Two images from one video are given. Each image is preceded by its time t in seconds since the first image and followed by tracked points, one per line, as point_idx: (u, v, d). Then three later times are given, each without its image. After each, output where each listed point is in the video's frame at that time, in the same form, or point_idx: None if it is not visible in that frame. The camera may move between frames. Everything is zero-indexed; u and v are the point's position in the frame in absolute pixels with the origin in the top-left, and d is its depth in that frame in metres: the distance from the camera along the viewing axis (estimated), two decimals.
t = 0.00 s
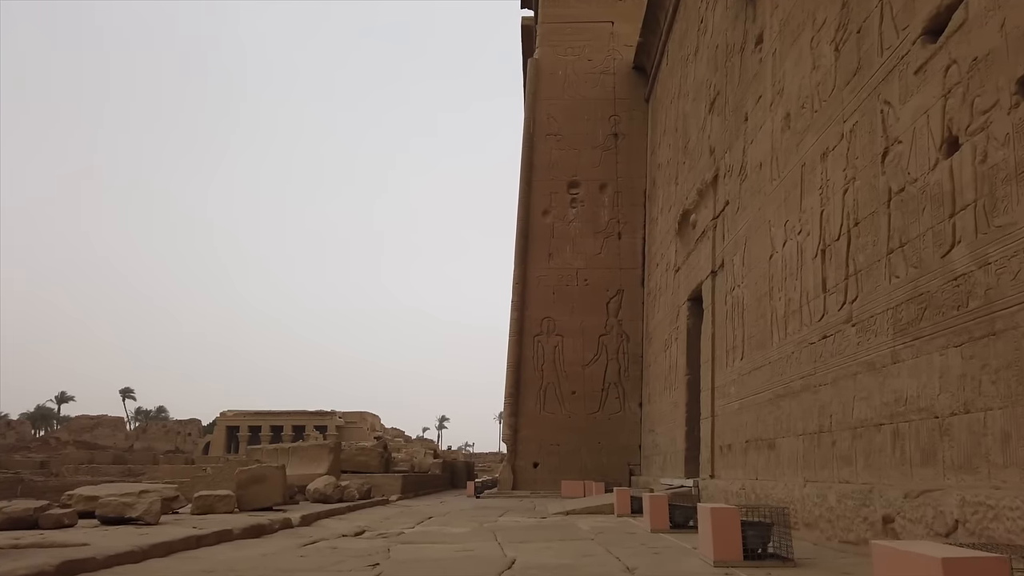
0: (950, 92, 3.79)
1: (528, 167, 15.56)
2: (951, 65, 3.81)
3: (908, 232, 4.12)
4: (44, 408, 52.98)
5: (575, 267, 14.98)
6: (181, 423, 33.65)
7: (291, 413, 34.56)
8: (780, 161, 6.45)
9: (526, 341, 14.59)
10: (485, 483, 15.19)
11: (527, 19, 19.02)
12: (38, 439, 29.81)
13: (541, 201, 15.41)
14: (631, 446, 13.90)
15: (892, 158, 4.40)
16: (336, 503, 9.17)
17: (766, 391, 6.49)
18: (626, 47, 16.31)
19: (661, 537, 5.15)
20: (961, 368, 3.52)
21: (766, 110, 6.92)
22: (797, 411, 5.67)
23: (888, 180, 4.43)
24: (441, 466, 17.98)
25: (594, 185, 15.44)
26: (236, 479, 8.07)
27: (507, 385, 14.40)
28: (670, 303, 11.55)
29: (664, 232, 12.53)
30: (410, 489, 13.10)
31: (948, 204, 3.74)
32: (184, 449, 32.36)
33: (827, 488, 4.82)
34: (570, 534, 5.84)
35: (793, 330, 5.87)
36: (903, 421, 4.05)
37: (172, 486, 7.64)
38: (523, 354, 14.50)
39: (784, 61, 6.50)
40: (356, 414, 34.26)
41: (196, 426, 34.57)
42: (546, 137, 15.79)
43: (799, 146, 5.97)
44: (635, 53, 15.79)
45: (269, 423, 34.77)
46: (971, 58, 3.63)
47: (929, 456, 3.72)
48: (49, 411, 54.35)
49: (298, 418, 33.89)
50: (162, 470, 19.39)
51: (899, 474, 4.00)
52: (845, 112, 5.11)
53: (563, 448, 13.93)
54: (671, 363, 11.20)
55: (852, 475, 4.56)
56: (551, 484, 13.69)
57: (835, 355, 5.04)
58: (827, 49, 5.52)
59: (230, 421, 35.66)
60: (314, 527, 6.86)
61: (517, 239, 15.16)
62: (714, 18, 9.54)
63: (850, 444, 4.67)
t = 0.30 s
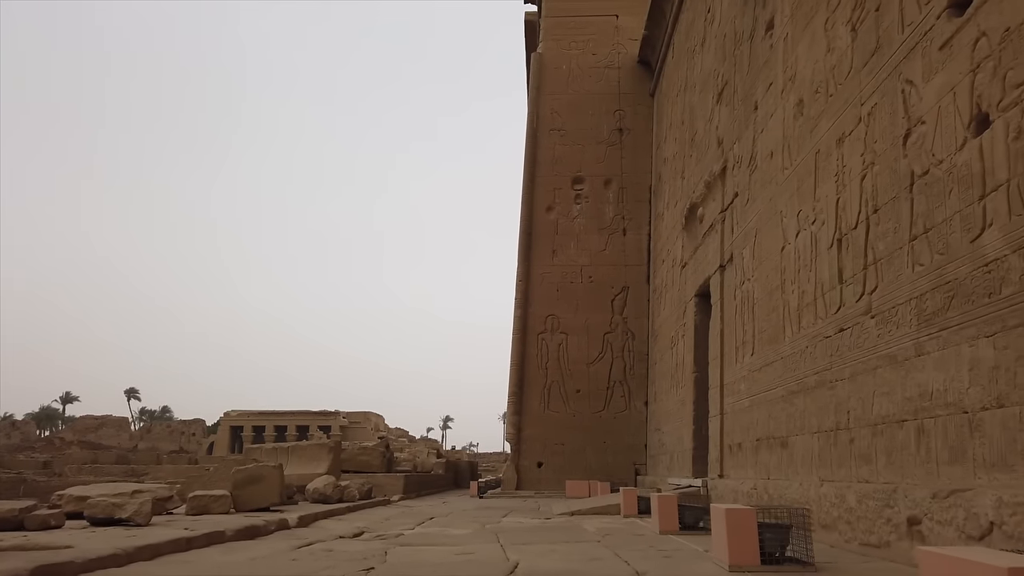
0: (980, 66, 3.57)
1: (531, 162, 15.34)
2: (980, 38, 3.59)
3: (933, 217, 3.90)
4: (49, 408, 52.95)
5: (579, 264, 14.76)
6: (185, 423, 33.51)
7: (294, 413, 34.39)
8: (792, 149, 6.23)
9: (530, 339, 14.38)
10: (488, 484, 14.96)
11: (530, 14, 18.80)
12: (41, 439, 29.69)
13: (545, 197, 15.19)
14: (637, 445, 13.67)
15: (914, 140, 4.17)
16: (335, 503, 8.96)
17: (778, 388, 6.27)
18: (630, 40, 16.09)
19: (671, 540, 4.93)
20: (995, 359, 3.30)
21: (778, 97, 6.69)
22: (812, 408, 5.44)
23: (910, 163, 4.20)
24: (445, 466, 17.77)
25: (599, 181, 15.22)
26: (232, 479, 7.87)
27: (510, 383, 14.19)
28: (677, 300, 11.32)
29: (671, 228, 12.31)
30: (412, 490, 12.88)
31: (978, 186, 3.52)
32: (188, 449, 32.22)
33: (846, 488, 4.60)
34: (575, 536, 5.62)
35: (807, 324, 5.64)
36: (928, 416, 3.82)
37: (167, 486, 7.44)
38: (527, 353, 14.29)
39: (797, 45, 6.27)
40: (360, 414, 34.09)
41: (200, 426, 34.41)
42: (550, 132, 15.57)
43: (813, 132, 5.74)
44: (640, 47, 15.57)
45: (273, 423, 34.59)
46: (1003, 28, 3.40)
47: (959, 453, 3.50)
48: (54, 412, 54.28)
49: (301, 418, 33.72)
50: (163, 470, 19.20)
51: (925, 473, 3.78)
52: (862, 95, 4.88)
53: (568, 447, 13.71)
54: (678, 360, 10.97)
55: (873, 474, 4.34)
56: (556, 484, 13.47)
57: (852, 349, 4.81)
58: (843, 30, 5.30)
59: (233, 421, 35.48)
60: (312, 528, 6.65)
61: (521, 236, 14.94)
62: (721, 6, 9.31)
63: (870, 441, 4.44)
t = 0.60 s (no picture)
0: (1014, 46, 3.36)
1: (536, 160, 15.15)
2: (1015, 16, 3.38)
3: (963, 207, 3.69)
4: (54, 409, 52.93)
5: (585, 262, 14.55)
6: (189, 423, 33.38)
7: (298, 414, 34.23)
8: (807, 141, 6.03)
9: (535, 339, 14.18)
10: (492, 485, 14.77)
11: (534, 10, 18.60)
12: (46, 440, 29.61)
13: (550, 194, 14.99)
14: (644, 446, 13.46)
15: (941, 126, 3.96)
16: (337, 506, 8.78)
17: (792, 388, 6.06)
18: (636, 36, 15.88)
19: (683, 546, 4.74)
20: None
21: (791, 88, 6.49)
22: (829, 409, 5.24)
23: (936, 151, 3.99)
24: (448, 467, 17.57)
25: (604, 178, 15.01)
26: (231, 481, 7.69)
27: (515, 383, 13.99)
28: (685, 298, 11.11)
29: (677, 225, 12.11)
30: (416, 491, 12.71)
31: (1013, 173, 3.31)
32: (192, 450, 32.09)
33: (868, 493, 4.39)
34: (583, 542, 5.44)
35: (824, 321, 5.43)
36: (957, 418, 3.62)
37: (164, 489, 7.27)
38: (532, 352, 14.09)
39: (811, 33, 6.06)
40: (364, 414, 33.93)
41: (204, 426, 34.28)
42: (554, 129, 15.37)
43: (830, 123, 5.53)
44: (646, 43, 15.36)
45: (276, 424, 34.42)
46: None
47: (993, 458, 3.29)
48: (59, 413, 54.27)
49: (305, 418, 33.56)
50: (165, 471, 19.05)
51: (954, 478, 3.57)
52: (883, 82, 4.68)
53: (573, 449, 13.51)
54: (686, 359, 10.77)
55: (897, 479, 4.13)
56: (561, 486, 13.28)
57: (873, 347, 4.61)
58: (861, 15, 5.09)
59: (237, 422, 35.35)
60: (312, 533, 6.48)
61: (525, 234, 14.74)
62: None
63: (893, 444, 4.24)
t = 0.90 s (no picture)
0: None
1: (541, 154, 14.95)
2: None
3: (997, 185, 3.48)
4: (59, 409, 52.95)
5: (590, 257, 14.35)
6: (193, 422, 33.25)
7: (302, 413, 34.07)
8: (823, 126, 5.82)
9: (540, 335, 13.98)
10: (497, 484, 14.59)
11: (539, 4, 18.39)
12: (51, 439, 29.54)
13: (555, 189, 14.80)
14: (651, 444, 13.25)
15: (971, 101, 3.76)
16: (338, 504, 8.62)
17: (808, 381, 5.86)
18: (642, 29, 15.67)
19: (697, 544, 4.54)
20: None
21: (806, 71, 6.28)
22: (848, 402, 5.03)
23: (966, 127, 3.78)
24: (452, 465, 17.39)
25: (610, 173, 14.81)
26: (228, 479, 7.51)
27: (520, 381, 13.80)
28: (693, 293, 10.90)
29: (685, 219, 11.91)
30: (419, 490, 12.53)
31: None
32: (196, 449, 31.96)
33: (893, 489, 4.18)
34: (592, 540, 5.24)
35: (842, 310, 5.23)
36: (990, 408, 3.41)
37: (160, 486, 7.09)
38: (537, 349, 13.89)
39: (827, 13, 5.86)
40: (369, 414, 33.78)
41: (208, 425, 34.14)
42: (559, 123, 15.18)
43: (848, 105, 5.33)
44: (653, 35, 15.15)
45: (281, 423, 34.27)
46: None
47: None
48: (65, 413, 54.25)
49: (309, 417, 33.41)
50: (168, 470, 18.91)
51: (989, 471, 3.37)
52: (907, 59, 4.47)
53: (579, 447, 13.30)
54: (694, 355, 10.56)
55: (924, 473, 3.92)
56: (567, 484, 13.09)
57: (896, 336, 4.40)
58: None
59: (241, 421, 35.19)
60: (311, 531, 6.30)
61: (529, 229, 14.54)
62: None
63: (919, 437, 4.03)
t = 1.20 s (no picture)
0: None
1: (541, 147, 14.74)
2: None
3: None
4: (59, 405, 52.81)
5: (591, 251, 14.15)
6: (192, 418, 33.06)
7: (302, 409, 33.88)
8: (834, 111, 5.62)
9: (540, 330, 13.79)
10: (496, 480, 14.42)
11: None
12: (50, 435, 29.38)
13: (555, 181, 14.60)
14: (652, 440, 13.07)
15: (996, 79, 3.56)
16: (334, 501, 8.47)
17: (817, 375, 5.67)
18: (644, 19, 15.43)
19: (703, 545, 4.36)
20: None
21: (816, 55, 6.07)
22: (860, 397, 4.84)
23: (990, 107, 3.59)
24: (451, 461, 17.21)
25: (611, 165, 14.60)
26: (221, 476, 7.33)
27: (519, 376, 13.61)
28: (696, 286, 10.71)
29: (688, 211, 11.71)
30: (417, 486, 12.36)
31: None
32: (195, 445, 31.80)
33: (910, 487, 4.00)
34: (594, 540, 5.06)
35: (854, 302, 5.04)
36: (1017, 403, 3.22)
37: (151, 483, 6.91)
38: (537, 344, 13.71)
39: None
40: (369, 410, 33.63)
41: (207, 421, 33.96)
42: (560, 115, 14.96)
43: (861, 88, 5.12)
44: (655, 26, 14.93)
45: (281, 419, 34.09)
46: None
47: None
48: (64, 409, 54.09)
49: (308, 413, 33.23)
50: (166, 466, 18.75)
51: (1016, 470, 3.18)
52: (925, 37, 4.27)
53: (580, 443, 13.12)
54: (697, 350, 10.36)
55: (944, 471, 3.73)
56: (567, 481, 12.91)
57: (913, 328, 4.22)
58: None
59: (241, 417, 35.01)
60: (305, 529, 6.12)
61: (529, 222, 14.34)
62: None
63: (938, 433, 3.84)
